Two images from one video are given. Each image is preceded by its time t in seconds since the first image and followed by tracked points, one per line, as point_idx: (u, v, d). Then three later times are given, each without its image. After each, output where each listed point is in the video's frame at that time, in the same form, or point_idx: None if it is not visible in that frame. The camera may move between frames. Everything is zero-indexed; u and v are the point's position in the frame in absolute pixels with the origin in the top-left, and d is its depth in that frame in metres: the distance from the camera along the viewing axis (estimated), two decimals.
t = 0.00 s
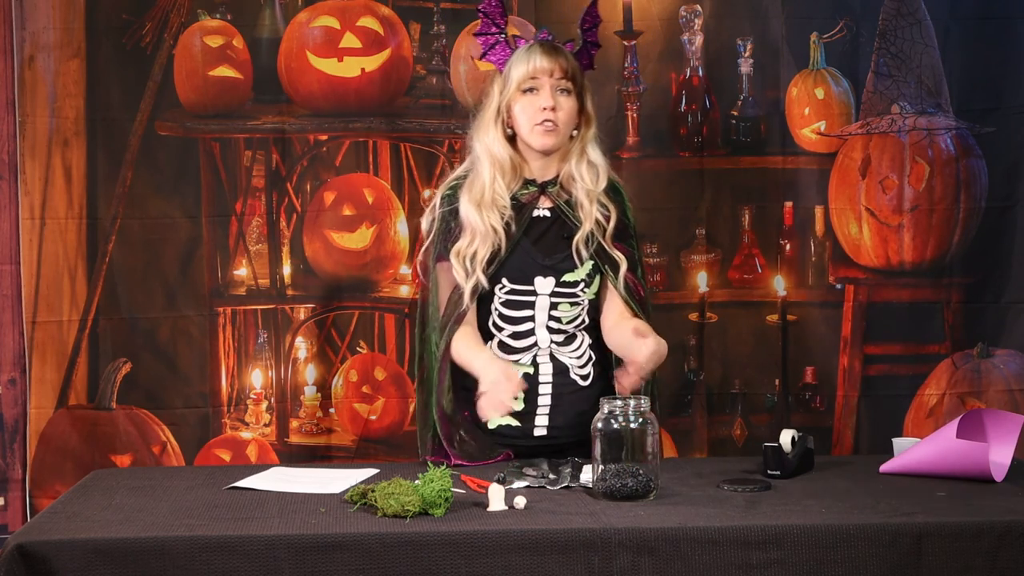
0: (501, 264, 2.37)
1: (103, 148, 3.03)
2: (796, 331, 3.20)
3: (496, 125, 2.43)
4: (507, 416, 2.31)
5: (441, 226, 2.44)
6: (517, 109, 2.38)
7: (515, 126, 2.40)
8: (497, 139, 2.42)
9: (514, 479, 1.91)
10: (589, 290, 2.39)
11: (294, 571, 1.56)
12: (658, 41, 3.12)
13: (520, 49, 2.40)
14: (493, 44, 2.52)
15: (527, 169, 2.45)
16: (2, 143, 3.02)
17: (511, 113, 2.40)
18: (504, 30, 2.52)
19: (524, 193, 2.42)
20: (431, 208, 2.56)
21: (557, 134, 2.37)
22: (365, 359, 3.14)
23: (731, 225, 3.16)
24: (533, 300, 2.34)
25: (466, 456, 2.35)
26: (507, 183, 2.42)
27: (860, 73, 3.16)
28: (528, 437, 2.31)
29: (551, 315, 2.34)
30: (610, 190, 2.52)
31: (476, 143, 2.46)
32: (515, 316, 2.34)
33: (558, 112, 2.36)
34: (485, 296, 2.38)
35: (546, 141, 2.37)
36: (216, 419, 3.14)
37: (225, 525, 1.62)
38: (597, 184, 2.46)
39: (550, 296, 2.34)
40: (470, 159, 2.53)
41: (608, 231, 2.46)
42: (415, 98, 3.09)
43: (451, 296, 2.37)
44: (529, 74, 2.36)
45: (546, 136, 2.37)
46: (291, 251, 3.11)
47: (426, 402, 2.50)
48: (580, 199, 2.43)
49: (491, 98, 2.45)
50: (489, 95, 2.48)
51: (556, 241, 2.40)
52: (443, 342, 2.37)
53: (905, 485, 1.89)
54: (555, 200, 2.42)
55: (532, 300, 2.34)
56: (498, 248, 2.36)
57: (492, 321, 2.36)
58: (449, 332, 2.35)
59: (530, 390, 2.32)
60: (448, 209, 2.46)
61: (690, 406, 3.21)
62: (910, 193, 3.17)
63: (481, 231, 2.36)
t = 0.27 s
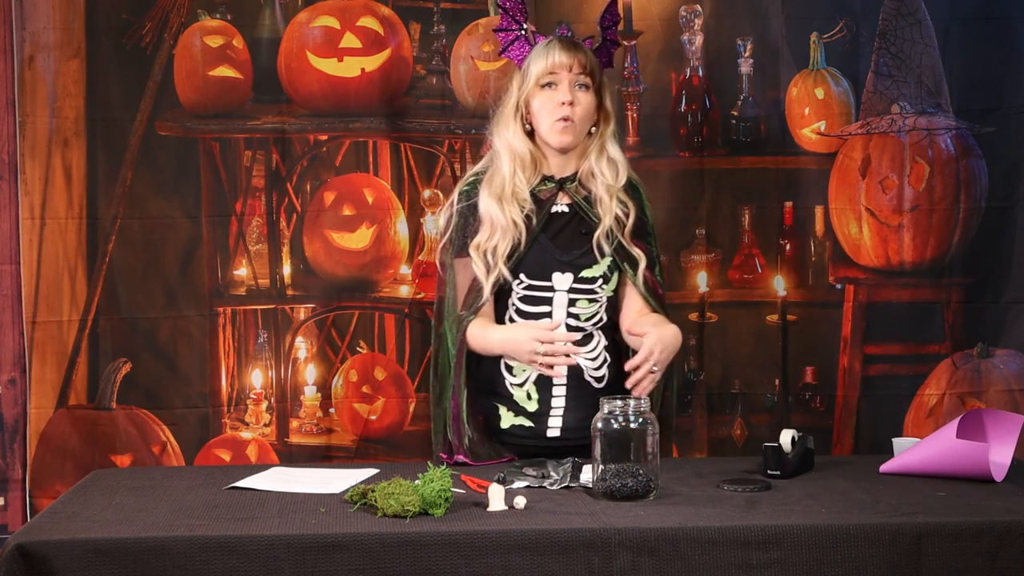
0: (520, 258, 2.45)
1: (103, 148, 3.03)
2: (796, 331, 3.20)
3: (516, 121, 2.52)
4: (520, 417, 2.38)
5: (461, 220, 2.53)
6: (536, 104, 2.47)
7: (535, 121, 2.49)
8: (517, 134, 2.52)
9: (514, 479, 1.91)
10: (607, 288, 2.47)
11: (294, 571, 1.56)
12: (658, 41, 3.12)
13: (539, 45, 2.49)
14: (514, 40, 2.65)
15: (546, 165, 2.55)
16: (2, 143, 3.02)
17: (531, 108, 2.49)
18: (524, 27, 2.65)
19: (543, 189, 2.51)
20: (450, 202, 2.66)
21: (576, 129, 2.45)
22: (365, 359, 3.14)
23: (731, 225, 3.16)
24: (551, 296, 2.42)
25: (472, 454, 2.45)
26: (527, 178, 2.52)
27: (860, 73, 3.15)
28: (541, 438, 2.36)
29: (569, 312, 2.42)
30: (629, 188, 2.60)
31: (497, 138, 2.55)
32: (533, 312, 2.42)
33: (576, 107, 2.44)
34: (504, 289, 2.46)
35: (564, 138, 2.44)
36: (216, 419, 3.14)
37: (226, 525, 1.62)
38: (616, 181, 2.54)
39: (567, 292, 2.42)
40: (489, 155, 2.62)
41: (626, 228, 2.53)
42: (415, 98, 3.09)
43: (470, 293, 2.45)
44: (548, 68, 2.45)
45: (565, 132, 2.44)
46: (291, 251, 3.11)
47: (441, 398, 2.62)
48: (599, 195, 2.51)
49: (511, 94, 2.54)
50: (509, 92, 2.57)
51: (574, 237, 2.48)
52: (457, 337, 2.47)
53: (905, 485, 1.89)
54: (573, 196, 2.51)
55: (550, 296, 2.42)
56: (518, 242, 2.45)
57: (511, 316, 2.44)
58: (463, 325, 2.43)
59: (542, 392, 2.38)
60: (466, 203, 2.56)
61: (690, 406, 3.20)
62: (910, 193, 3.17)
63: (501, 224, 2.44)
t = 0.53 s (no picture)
0: (534, 260, 2.44)
1: (103, 148, 3.03)
2: (795, 330, 3.20)
3: (530, 121, 2.53)
4: (531, 417, 2.39)
5: (475, 221, 2.53)
6: (550, 103, 2.47)
7: (548, 121, 2.49)
8: (531, 134, 2.52)
9: (514, 479, 1.91)
10: (622, 290, 2.47)
11: (294, 571, 1.56)
12: (658, 41, 3.12)
13: (552, 45, 2.49)
14: (526, 41, 2.66)
15: (561, 165, 2.55)
16: (2, 142, 3.02)
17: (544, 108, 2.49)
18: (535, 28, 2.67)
19: (556, 190, 2.51)
20: (463, 202, 2.65)
21: (590, 127, 2.45)
22: (365, 359, 3.15)
23: (731, 225, 3.16)
24: (565, 297, 2.41)
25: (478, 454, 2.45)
26: (541, 179, 2.52)
27: (860, 73, 3.15)
28: (551, 438, 2.37)
29: (582, 315, 2.41)
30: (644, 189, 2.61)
31: (511, 139, 2.55)
32: (545, 313, 2.41)
33: (589, 105, 2.44)
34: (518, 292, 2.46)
35: (579, 136, 2.44)
36: (216, 419, 3.14)
37: (226, 525, 1.62)
38: (632, 182, 2.55)
39: (581, 294, 2.42)
40: (504, 157, 2.62)
41: (641, 229, 2.53)
42: (415, 98, 3.09)
43: (486, 299, 2.42)
44: (561, 67, 2.45)
45: (578, 129, 2.44)
46: (291, 251, 3.11)
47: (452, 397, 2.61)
48: (614, 196, 2.52)
49: (525, 95, 2.55)
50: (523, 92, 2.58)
51: (588, 239, 2.49)
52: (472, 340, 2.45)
53: (905, 485, 1.89)
54: (588, 197, 2.51)
55: (563, 298, 2.42)
56: (533, 244, 2.45)
57: (522, 316, 2.44)
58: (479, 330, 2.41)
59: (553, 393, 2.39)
60: (480, 204, 2.55)
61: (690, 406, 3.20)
62: (910, 193, 3.17)
63: (515, 225, 2.44)
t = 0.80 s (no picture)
0: (540, 262, 2.44)
1: (103, 148, 3.03)
2: (796, 331, 3.20)
3: (538, 118, 2.51)
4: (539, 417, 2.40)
5: (481, 224, 2.52)
6: (561, 105, 2.46)
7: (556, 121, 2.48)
8: (538, 132, 2.51)
9: (514, 479, 1.91)
10: (628, 291, 2.47)
11: (294, 571, 1.56)
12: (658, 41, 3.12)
13: (570, 46, 2.47)
14: (543, 37, 2.59)
15: (564, 167, 2.54)
16: (2, 142, 3.02)
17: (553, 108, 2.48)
18: (555, 24, 2.60)
19: (559, 193, 2.50)
20: (468, 203, 2.64)
21: (597, 133, 2.45)
22: (365, 359, 3.15)
23: (731, 225, 3.16)
24: (571, 300, 2.42)
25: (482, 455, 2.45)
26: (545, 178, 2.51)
27: (860, 73, 3.15)
28: (559, 438, 2.38)
29: (590, 317, 2.42)
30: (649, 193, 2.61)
31: (517, 134, 2.53)
32: (552, 316, 2.43)
33: (598, 113, 2.44)
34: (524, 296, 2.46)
35: (582, 143, 2.45)
36: (216, 419, 3.14)
37: (226, 525, 1.62)
38: (637, 187, 2.55)
39: (587, 297, 2.42)
40: (509, 154, 2.61)
41: (646, 233, 2.53)
42: (415, 98, 3.09)
43: (493, 300, 2.43)
44: (577, 71, 2.43)
45: (583, 135, 2.44)
46: (291, 251, 3.11)
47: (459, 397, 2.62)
48: (618, 201, 2.51)
49: (535, 91, 2.53)
50: (532, 88, 2.55)
51: (593, 241, 2.48)
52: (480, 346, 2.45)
53: (905, 485, 1.89)
54: (592, 198, 2.50)
55: (569, 301, 2.42)
56: (539, 244, 2.44)
57: (529, 320, 2.45)
58: (489, 335, 2.41)
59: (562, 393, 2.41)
60: (484, 206, 2.54)
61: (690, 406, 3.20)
62: (910, 193, 3.17)
63: (520, 226, 2.43)
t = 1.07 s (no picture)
0: (542, 260, 2.44)
1: (103, 148, 3.03)
2: (796, 331, 3.20)
3: (545, 120, 2.50)
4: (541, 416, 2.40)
5: (484, 219, 2.53)
6: (569, 106, 2.45)
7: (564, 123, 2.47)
8: (546, 133, 2.50)
9: (514, 480, 1.91)
10: (628, 291, 2.46)
11: (294, 571, 1.56)
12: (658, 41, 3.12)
13: (579, 47, 2.45)
14: (551, 36, 2.61)
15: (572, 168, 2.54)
16: (2, 142, 3.02)
17: (561, 109, 2.47)
18: (562, 23, 2.62)
19: (565, 191, 2.50)
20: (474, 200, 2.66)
21: (605, 136, 2.45)
22: (365, 359, 3.15)
23: (731, 225, 3.16)
24: (572, 299, 2.42)
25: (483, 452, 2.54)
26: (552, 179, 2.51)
27: (860, 73, 3.15)
28: (561, 437, 2.38)
29: (590, 316, 2.41)
30: (653, 193, 2.60)
31: (524, 134, 2.53)
32: (553, 315, 2.42)
33: (607, 114, 2.43)
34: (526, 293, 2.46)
35: (590, 146, 2.44)
36: (216, 419, 3.14)
37: (225, 525, 1.62)
38: (642, 186, 2.53)
39: (588, 296, 2.42)
40: (516, 153, 2.61)
41: (649, 234, 2.54)
42: (415, 98, 3.09)
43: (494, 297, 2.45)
44: (586, 72, 2.42)
45: (591, 136, 2.43)
46: (291, 251, 3.11)
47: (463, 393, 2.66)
48: (622, 201, 2.50)
49: (544, 92, 2.52)
50: (541, 88, 2.54)
51: (596, 240, 2.48)
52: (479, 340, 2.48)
53: (905, 485, 1.89)
54: (596, 198, 2.50)
55: (570, 299, 2.42)
56: (542, 244, 2.44)
57: (529, 318, 2.45)
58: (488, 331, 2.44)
59: (563, 393, 2.40)
60: (489, 204, 2.55)
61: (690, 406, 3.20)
62: (910, 193, 3.17)
63: (524, 225, 2.44)
